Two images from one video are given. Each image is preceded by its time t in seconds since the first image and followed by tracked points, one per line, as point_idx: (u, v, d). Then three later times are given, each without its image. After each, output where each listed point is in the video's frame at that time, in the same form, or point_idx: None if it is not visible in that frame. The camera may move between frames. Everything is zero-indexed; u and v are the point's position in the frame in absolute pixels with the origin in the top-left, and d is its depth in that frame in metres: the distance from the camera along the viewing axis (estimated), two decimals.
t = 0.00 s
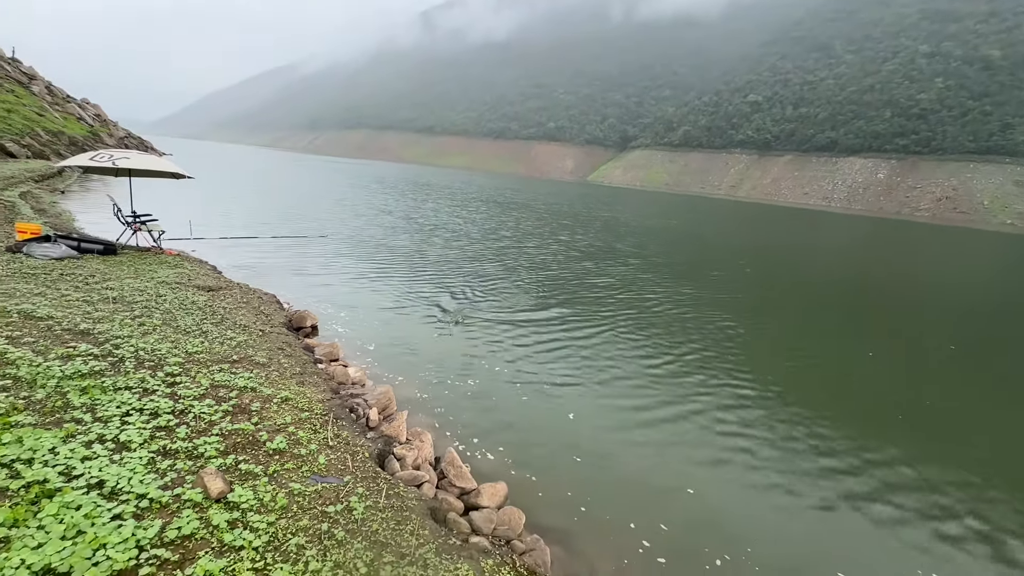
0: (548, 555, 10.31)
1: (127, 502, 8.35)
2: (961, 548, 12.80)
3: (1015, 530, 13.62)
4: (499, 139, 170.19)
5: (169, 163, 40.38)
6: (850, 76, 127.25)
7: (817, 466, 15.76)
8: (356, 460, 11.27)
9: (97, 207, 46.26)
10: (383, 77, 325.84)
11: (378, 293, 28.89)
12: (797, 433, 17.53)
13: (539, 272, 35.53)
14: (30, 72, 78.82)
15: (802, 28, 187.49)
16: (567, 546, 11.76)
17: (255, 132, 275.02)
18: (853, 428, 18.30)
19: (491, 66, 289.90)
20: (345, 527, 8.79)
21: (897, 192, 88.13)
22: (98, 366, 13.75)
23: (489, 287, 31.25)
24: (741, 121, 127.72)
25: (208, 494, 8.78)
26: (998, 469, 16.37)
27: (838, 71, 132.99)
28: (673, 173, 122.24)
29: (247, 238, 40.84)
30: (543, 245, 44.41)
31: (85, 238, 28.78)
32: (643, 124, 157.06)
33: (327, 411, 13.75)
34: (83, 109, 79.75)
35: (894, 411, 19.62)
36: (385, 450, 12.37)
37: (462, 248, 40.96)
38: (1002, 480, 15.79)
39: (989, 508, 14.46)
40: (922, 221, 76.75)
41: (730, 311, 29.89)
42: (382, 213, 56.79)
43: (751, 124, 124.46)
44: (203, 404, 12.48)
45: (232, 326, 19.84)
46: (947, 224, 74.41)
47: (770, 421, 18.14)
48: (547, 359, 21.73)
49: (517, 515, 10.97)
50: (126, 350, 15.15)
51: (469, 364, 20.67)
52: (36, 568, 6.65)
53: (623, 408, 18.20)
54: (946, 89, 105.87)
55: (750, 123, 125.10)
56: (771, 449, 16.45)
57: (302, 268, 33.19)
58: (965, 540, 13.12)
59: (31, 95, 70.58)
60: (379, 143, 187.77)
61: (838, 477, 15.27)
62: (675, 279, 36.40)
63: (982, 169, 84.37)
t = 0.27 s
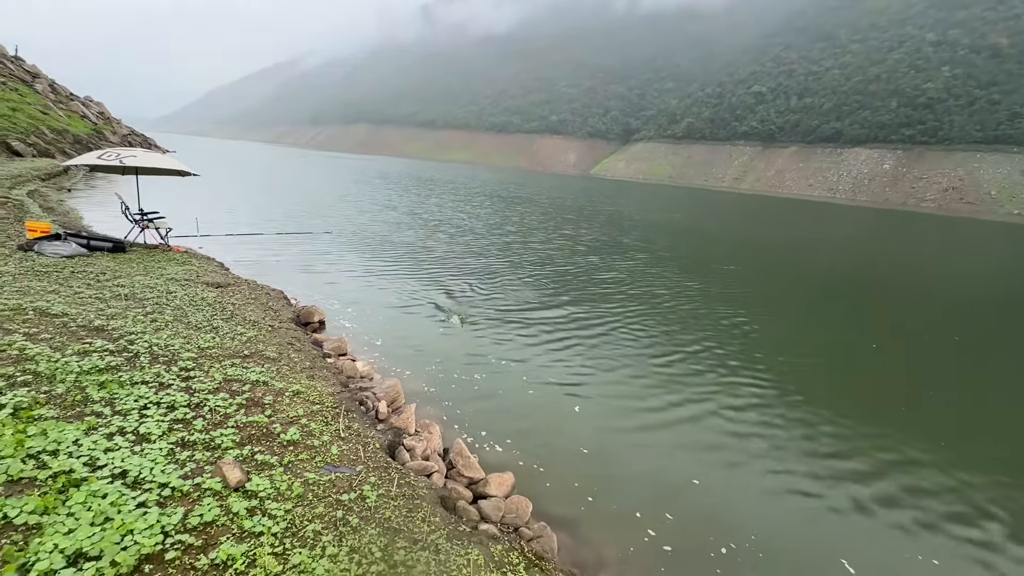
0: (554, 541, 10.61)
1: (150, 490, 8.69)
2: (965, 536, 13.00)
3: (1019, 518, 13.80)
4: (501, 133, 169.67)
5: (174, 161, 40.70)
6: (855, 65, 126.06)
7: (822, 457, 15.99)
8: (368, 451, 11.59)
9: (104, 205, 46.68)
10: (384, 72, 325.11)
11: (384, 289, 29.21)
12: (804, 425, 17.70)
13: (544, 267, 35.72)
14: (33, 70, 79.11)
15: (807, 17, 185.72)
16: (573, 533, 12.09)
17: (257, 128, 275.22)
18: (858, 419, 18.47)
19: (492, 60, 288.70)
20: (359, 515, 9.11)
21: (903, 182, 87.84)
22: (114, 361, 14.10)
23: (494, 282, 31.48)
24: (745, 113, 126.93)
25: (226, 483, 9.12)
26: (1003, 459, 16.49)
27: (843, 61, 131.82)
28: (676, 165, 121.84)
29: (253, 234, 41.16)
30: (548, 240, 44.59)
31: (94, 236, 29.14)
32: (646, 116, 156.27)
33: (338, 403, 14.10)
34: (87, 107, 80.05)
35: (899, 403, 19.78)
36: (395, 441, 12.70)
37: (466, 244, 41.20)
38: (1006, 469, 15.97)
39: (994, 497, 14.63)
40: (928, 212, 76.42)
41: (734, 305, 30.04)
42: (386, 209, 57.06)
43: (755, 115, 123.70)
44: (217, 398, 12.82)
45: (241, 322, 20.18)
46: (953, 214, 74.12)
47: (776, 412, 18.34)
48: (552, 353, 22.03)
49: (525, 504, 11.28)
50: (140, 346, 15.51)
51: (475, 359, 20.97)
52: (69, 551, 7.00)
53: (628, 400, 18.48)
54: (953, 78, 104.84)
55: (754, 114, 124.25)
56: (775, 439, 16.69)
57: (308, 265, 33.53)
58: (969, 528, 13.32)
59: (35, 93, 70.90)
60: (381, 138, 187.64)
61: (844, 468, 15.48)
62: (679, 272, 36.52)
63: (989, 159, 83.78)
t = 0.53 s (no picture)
0: (559, 526, 10.92)
1: (168, 478, 8.96)
2: (963, 525, 13.31)
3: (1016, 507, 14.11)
4: (501, 126, 169.08)
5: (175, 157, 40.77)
6: (856, 56, 125.38)
7: (823, 448, 16.27)
8: (377, 440, 11.88)
9: (106, 202, 46.90)
10: (382, 65, 323.75)
11: (387, 284, 29.50)
12: (807, 418, 17.97)
13: (545, 262, 35.91)
14: (30, 66, 78.93)
15: (808, 7, 184.33)
16: (578, 520, 12.41)
17: (256, 123, 274.39)
18: (859, 411, 18.74)
19: (491, 52, 287.22)
20: (370, 501, 9.40)
21: (904, 174, 87.70)
22: (125, 355, 14.37)
23: (496, 277, 31.71)
24: (746, 105, 126.45)
25: (242, 471, 9.42)
26: (1001, 450, 16.78)
27: (845, 51, 131.09)
28: (676, 158, 121.67)
29: (255, 230, 41.40)
30: (549, 234, 44.81)
31: (98, 232, 29.37)
32: (646, 108, 155.70)
33: (346, 395, 14.39)
34: (85, 103, 79.99)
35: (898, 394, 20.06)
36: (403, 431, 12.97)
37: (469, 238, 41.41)
38: (1002, 458, 16.31)
39: (992, 486, 14.93)
40: (929, 203, 76.50)
41: (735, 298, 30.24)
42: (388, 203, 57.22)
43: (756, 107, 123.28)
44: (228, 390, 13.11)
45: (248, 316, 20.48)
46: (954, 206, 74.18)
47: (777, 405, 18.61)
48: (555, 346, 22.36)
49: (531, 491, 11.56)
50: (150, 340, 15.79)
51: (479, 353, 21.26)
52: (94, 536, 7.29)
53: (630, 392, 18.78)
54: (955, 69, 104.34)
55: (754, 106, 123.77)
56: (776, 432, 16.98)
57: (312, 260, 33.80)
58: (967, 517, 13.63)
59: (33, 89, 70.82)
60: (380, 131, 187.17)
61: (847, 460, 15.75)
62: (680, 266, 36.70)
63: (991, 150, 83.68)
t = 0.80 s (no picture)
0: (561, 511, 11.23)
1: (181, 466, 9.23)
2: (954, 510, 13.70)
3: (1004, 492, 14.51)
4: (498, 120, 168.57)
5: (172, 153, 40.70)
6: (853, 48, 125.31)
7: (818, 437, 16.63)
8: (382, 430, 12.17)
9: (103, 198, 46.81)
10: (378, 59, 321.62)
11: (387, 279, 29.70)
12: (805, 408, 18.28)
13: (544, 256, 36.12)
14: (23, 62, 78.29)
15: None
16: (579, 506, 12.77)
17: (251, 117, 272.50)
18: (855, 401, 19.11)
19: (487, 45, 285.62)
20: (378, 487, 9.70)
21: (901, 166, 87.98)
22: (132, 349, 14.57)
23: (496, 272, 31.95)
24: (743, 97, 126.36)
25: (252, 459, 9.68)
26: (993, 438, 17.17)
27: (842, 43, 130.92)
28: (674, 151, 121.67)
29: (254, 226, 41.45)
30: (548, 228, 45.02)
31: (97, 229, 29.43)
32: (643, 101, 155.38)
33: (350, 386, 14.66)
34: (79, 98, 79.50)
35: (891, 384, 20.47)
36: (407, 422, 13.27)
37: (468, 233, 41.58)
38: (993, 445, 16.75)
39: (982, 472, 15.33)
40: (926, 195, 76.89)
41: (732, 291, 30.56)
42: (386, 198, 57.25)
43: (753, 99, 123.18)
44: (235, 382, 13.34)
45: (251, 311, 20.70)
46: (951, 197, 74.62)
47: (774, 396, 18.96)
48: (555, 339, 22.65)
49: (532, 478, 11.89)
50: (155, 334, 16.01)
51: (480, 346, 21.56)
52: (113, 521, 7.56)
53: (629, 383, 19.12)
54: (951, 60, 104.49)
55: (752, 99, 123.73)
56: (772, 421, 17.33)
57: (312, 255, 33.93)
58: (962, 503, 13.96)
59: (26, 85, 70.28)
60: (377, 126, 186.30)
61: (844, 449, 16.09)
62: (678, 260, 36.98)
63: (987, 142, 84.01)
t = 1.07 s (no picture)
0: (551, 503, 11.42)
1: (175, 463, 9.31)
2: (939, 499, 14.02)
3: (988, 481, 14.86)
4: (491, 115, 168.02)
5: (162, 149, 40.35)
6: (845, 41, 125.70)
7: (809, 430, 16.88)
8: (375, 425, 12.29)
9: (92, 195, 46.34)
10: (370, 53, 319.13)
11: (381, 276, 29.72)
12: (796, 401, 18.56)
13: (538, 251, 36.25)
14: (7, 57, 77.10)
15: None
16: (572, 498, 12.97)
17: (241, 112, 269.83)
18: (845, 393, 19.43)
19: (479, 39, 284.22)
20: (371, 480, 9.85)
21: (892, 160, 88.67)
22: (124, 347, 14.57)
23: (490, 268, 32.00)
24: (736, 91, 126.65)
25: (245, 455, 9.77)
26: (978, 430, 17.51)
27: (834, 36, 131.41)
28: (667, 146, 121.94)
29: (246, 222, 41.25)
30: (542, 224, 45.12)
31: (87, 226, 29.24)
32: (636, 96, 155.32)
33: (343, 382, 14.76)
34: (66, 94, 78.45)
35: (881, 377, 20.77)
36: (400, 416, 13.40)
37: (462, 229, 41.61)
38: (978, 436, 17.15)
39: (966, 462, 15.71)
40: (917, 189, 77.64)
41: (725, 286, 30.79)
42: (380, 194, 57.08)
43: (746, 93, 123.48)
44: (227, 379, 13.41)
45: (243, 308, 20.68)
46: (941, 191, 75.46)
47: (766, 389, 19.21)
48: (548, 335, 22.83)
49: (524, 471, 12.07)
50: (147, 332, 16.00)
51: (475, 342, 21.62)
52: (108, 517, 7.64)
53: (622, 378, 19.31)
54: (942, 54, 105.13)
55: (745, 93, 123.94)
56: (763, 413, 17.61)
57: (305, 252, 33.86)
58: (949, 493, 14.27)
59: (11, 80, 69.31)
60: (369, 121, 185.10)
61: (835, 441, 16.35)
62: (672, 255, 37.16)
63: (977, 135, 84.79)
